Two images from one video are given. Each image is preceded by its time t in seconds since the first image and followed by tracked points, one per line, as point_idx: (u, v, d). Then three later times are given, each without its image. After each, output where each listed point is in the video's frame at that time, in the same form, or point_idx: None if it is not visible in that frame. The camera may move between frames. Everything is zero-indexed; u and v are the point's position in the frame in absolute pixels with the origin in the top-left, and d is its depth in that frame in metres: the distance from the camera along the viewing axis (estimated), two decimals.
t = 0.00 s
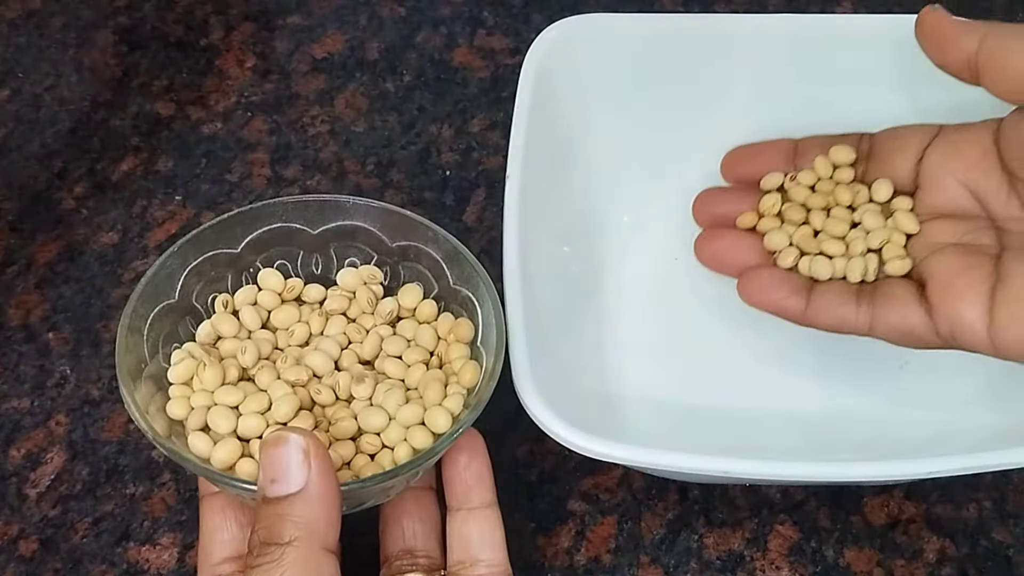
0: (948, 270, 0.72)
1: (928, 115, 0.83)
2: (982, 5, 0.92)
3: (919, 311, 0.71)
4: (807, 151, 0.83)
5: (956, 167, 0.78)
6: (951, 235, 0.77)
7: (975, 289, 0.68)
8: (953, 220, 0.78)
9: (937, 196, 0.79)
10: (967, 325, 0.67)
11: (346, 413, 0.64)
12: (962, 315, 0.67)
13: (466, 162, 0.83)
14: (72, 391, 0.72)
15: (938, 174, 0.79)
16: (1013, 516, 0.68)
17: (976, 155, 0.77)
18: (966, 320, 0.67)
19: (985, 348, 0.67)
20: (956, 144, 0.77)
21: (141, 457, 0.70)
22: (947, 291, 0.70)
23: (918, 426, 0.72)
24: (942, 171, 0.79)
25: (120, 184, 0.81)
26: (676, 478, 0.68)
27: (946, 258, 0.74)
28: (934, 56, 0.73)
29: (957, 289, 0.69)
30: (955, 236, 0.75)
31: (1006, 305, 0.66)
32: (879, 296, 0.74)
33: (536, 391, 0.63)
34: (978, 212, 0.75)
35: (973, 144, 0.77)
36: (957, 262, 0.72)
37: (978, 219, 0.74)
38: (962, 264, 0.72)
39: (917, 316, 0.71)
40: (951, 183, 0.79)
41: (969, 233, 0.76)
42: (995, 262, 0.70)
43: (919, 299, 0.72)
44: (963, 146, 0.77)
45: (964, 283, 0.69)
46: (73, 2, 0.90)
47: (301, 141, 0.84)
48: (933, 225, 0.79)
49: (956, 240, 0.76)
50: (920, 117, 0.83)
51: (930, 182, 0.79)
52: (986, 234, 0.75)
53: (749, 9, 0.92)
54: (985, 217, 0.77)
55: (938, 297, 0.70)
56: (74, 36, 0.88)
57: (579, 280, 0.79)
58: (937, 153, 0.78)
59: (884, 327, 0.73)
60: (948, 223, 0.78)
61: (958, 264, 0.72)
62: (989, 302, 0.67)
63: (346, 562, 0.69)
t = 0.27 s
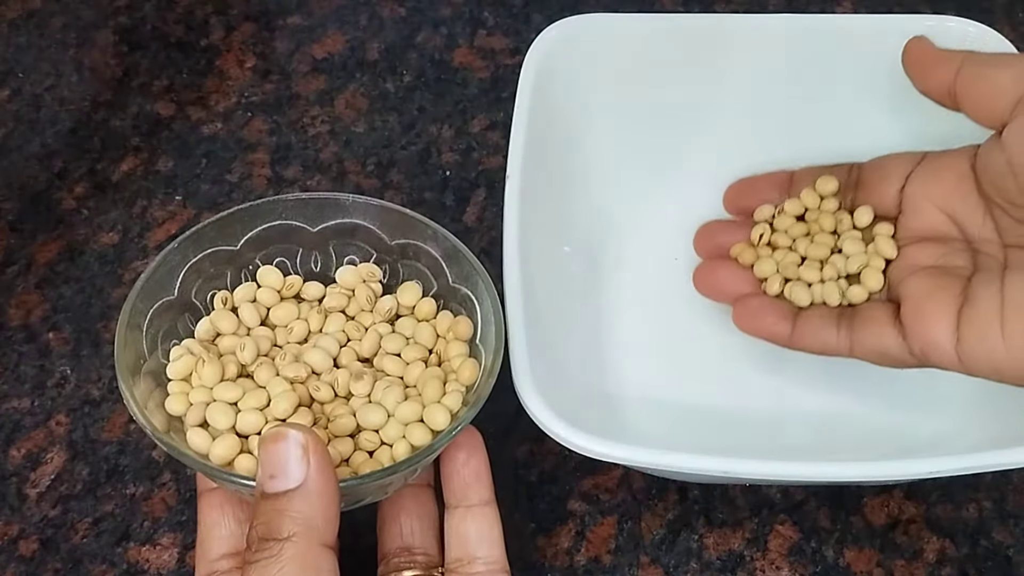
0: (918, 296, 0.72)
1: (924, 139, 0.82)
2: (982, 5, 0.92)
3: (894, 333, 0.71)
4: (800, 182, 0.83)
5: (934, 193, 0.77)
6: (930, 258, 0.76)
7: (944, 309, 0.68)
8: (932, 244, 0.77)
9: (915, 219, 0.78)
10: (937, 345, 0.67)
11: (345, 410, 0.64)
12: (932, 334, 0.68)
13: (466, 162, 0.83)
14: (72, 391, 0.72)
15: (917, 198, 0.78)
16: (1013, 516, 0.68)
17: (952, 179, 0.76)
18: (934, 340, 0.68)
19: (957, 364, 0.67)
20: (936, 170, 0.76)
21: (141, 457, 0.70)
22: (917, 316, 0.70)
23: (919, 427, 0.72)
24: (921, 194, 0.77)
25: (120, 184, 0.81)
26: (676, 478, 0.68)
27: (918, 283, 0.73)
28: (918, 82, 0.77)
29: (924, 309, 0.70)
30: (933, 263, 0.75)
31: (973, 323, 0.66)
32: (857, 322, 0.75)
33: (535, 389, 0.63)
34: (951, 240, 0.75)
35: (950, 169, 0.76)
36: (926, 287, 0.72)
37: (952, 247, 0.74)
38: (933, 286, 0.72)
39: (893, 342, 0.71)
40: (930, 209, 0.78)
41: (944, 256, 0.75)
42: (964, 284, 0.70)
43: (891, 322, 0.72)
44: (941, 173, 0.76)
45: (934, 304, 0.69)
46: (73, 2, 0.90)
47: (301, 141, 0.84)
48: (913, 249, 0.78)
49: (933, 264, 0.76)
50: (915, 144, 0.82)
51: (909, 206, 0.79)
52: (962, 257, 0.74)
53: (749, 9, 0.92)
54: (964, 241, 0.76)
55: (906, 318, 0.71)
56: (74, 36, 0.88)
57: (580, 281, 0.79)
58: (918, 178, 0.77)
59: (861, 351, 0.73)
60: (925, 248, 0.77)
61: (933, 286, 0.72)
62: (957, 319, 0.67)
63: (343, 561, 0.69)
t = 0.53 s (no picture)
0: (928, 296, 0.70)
1: (920, 150, 0.82)
2: (982, 5, 0.92)
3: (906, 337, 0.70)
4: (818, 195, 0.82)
5: (946, 194, 0.76)
6: (940, 258, 0.75)
7: (954, 310, 0.67)
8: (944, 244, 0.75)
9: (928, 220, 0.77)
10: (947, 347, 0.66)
11: (350, 409, 0.64)
12: (942, 335, 0.67)
13: (467, 162, 0.83)
14: (72, 391, 0.72)
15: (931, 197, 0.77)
16: (1013, 516, 0.68)
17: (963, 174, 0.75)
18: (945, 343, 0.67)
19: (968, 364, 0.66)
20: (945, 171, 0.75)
21: (141, 458, 0.70)
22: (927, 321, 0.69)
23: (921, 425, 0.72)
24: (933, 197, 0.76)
25: (120, 184, 0.81)
26: (676, 478, 0.68)
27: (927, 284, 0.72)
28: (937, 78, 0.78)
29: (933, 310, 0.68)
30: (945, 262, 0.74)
31: (983, 321, 0.65)
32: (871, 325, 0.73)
33: (535, 388, 0.63)
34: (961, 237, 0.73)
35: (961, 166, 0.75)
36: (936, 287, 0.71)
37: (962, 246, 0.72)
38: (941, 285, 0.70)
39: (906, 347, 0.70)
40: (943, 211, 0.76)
41: (955, 257, 0.74)
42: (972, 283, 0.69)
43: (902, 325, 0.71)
44: (952, 173, 0.75)
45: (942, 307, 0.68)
46: (73, 2, 0.90)
47: (301, 141, 0.84)
48: (924, 251, 0.76)
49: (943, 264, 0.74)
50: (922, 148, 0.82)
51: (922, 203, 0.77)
52: (975, 256, 0.73)
53: (749, 9, 0.92)
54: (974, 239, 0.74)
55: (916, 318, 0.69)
56: (74, 36, 0.88)
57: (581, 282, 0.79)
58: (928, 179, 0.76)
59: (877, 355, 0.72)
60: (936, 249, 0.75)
61: (942, 284, 0.70)
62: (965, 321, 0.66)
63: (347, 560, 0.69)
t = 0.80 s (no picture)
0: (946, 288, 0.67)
1: (941, 140, 0.81)
2: (982, 5, 0.92)
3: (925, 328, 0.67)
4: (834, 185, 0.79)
5: (966, 185, 0.72)
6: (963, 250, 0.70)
7: (975, 302, 0.64)
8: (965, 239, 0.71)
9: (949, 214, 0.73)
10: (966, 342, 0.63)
11: (348, 414, 0.64)
12: (961, 328, 0.63)
13: (466, 162, 0.83)
14: (71, 391, 0.72)
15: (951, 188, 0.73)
16: (1012, 516, 0.68)
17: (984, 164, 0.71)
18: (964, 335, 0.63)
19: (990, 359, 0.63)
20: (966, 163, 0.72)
21: (141, 458, 0.70)
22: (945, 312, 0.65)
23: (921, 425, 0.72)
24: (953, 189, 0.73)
25: (120, 184, 0.81)
26: (676, 478, 0.68)
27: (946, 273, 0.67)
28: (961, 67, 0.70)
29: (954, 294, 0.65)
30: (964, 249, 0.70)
31: (1006, 314, 0.62)
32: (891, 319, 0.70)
33: (535, 389, 0.63)
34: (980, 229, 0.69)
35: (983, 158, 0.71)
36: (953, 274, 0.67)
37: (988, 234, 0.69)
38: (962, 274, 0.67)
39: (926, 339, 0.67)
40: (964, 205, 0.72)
41: (978, 250, 0.70)
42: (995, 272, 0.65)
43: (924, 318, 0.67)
44: (972, 164, 0.72)
45: (963, 299, 0.64)
46: (73, 2, 0.90)
47: (301, 141, 0.84)
48: (944, 244, 0.72)
49: (965, 258, 0.70)
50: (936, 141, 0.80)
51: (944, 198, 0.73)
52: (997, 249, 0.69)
53: (749, 9, 0.92)
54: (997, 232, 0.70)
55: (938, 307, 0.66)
56: (74, 37, 0.88)
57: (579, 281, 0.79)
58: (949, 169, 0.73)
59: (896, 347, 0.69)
60: (958, 245, 0.71)
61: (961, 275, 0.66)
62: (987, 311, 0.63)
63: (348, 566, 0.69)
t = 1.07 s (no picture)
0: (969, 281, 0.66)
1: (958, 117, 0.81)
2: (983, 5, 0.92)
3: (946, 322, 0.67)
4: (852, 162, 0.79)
5: (990, 170, 0.70)
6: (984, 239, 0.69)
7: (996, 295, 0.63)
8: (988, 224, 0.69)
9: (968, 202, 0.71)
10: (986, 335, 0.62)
11: (331, 421, 0.65)
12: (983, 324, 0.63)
13: (466, 162, 0.83)
14: (71, 391, 0.72)
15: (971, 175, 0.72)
16: (1013, 516, 0.68)
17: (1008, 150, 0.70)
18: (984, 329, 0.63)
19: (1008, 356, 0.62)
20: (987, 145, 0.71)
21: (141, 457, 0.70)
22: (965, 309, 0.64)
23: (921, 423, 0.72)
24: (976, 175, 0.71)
25: (120, 184, 0.81)
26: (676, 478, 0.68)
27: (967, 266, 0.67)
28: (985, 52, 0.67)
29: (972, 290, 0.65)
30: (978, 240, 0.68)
31: None
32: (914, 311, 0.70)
33: (535, 389, 0.63)
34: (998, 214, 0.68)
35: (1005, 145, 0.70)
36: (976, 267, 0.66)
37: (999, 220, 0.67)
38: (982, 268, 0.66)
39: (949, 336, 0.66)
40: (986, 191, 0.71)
41: (997, 240, 0.68)
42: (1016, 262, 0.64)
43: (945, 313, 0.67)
44: (994, 147, 0.70)
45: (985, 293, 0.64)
46: (73, 2, 0.90)
47: (301, 141, 0.84)
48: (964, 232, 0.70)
49: (985, 249, 0.68)
50: (952, 123, 0.80)
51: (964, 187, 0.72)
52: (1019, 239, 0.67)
53: (749, 9, 0.92)
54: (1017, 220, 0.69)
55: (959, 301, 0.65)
56: (74, 37, 0.88)
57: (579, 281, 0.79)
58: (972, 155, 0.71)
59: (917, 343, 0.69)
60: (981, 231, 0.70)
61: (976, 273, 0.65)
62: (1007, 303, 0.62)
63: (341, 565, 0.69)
